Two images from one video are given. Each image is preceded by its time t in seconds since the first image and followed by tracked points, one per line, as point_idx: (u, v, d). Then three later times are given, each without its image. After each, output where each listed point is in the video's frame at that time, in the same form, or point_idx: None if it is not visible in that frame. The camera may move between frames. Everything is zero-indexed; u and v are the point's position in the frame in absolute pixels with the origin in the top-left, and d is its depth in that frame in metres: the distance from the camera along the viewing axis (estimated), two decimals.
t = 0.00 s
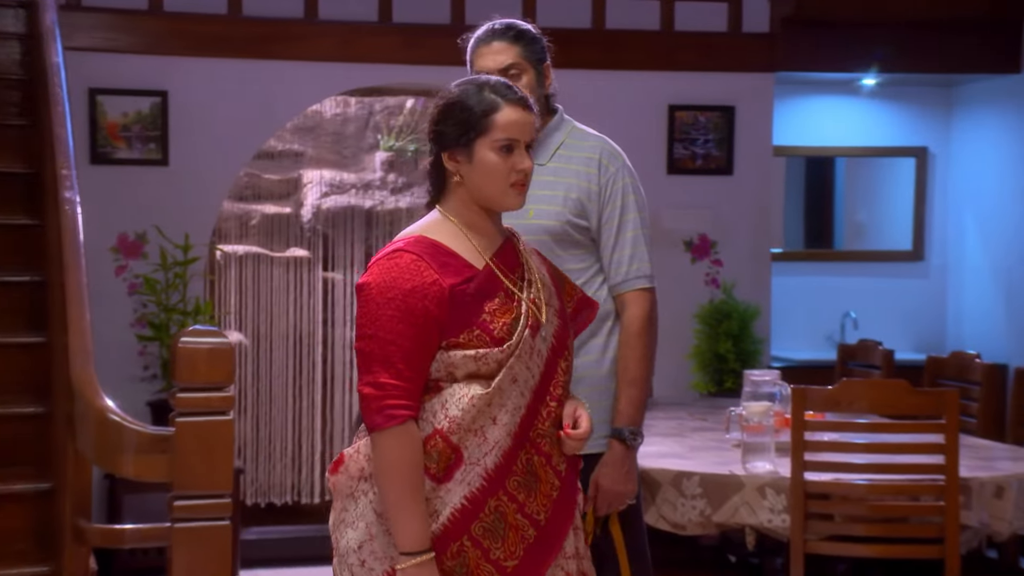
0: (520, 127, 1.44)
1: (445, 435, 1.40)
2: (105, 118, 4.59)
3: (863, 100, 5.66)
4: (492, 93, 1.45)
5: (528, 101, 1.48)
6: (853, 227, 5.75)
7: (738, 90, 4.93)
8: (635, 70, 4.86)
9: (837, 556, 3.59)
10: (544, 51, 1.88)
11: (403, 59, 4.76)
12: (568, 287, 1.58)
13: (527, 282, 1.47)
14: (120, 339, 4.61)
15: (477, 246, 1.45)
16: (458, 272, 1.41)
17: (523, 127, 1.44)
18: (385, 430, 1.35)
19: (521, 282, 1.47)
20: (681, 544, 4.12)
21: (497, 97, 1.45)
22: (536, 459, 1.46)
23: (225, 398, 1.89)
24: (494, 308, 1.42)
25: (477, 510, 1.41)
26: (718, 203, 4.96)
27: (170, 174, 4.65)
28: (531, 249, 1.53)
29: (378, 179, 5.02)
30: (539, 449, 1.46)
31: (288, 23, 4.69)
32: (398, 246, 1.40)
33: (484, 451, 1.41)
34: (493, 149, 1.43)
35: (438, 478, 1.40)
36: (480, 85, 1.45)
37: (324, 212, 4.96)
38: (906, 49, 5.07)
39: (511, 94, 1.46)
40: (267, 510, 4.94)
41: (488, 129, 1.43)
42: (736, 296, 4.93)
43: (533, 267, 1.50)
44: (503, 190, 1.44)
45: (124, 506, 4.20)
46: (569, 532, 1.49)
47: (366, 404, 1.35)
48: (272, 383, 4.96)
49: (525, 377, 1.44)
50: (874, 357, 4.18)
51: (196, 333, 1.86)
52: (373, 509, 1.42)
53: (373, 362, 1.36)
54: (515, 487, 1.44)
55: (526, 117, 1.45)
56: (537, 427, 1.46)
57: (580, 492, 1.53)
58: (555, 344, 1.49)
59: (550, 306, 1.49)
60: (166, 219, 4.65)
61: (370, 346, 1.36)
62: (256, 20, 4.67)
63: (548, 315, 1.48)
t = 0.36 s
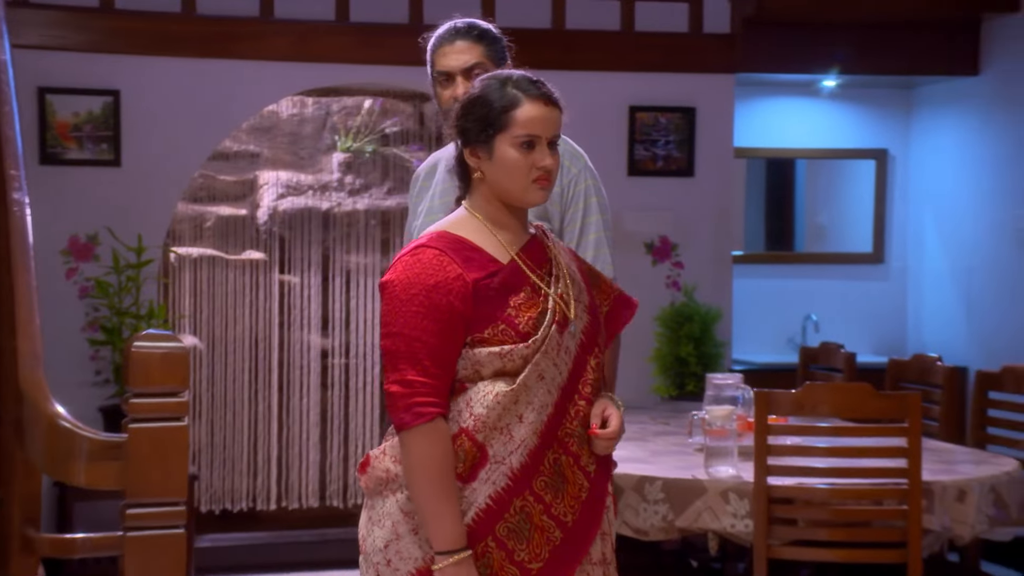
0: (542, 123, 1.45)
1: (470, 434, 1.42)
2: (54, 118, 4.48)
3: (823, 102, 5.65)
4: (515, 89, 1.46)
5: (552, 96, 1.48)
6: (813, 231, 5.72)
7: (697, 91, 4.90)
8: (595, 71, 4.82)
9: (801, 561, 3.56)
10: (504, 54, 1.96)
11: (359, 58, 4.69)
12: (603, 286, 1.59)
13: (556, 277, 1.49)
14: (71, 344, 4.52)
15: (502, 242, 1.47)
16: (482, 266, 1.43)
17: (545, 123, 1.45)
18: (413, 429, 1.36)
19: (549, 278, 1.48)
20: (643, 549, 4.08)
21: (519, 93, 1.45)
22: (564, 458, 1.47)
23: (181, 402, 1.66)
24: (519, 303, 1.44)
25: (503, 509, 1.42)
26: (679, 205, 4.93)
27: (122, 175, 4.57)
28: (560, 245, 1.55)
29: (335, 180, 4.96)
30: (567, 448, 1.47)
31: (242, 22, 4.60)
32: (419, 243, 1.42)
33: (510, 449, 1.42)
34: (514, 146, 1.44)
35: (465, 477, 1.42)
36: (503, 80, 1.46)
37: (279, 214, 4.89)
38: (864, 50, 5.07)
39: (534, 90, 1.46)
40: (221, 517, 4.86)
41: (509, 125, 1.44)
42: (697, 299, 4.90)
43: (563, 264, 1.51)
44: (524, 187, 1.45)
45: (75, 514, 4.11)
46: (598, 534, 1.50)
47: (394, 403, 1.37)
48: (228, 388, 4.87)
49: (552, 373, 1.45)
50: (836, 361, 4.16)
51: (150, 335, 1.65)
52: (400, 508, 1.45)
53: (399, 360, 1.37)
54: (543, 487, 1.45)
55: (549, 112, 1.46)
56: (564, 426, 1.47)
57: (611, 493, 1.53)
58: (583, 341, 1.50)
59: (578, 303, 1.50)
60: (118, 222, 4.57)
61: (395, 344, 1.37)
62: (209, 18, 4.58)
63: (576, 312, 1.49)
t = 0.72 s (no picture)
0: (567, 129, 1.43)
1: (483, 439, 1.40)
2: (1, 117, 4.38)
3: (782, 105, 5.64)
4: (540, 94, 1.44)
5: (577, 102, 1.47)
6: (772, 233, 5.71)
7: (656, 94, 4.87)
8: (553, 73, 4.78)
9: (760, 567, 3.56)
10: (461, 55, 1.99)
11: (314, 59, 4.62)
12: (623, 287, 1.56)
13: (571, 281, 1.46)
14: (16, 350, 4.41)
15: (518, 246, 1.45)
16: (496, 271, 1.41)
17: (570, 130, 1.43)
18: (423, 434, 1.36)
19: (565, 282, 1.45)
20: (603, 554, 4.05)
21: (543, 98, 1.43)
22: (579, 463, 1.44)
23: (136, 410, 1.47)
24: (532, 309, 1.41)
25: (519, 515, 1.40)
26: (639, 208, 4.90)
27: (71, 176, 4.47)
28: (579, 248, 1.52)
29: (290, 182, 4.88)
30: (582, 453, 1.44)
31: (194, 21, 4.52)
32: (434, 247, 1.42)
33: (524, 454, 1.40)
34: (538, 151, 1.42)
35: (478, 483, 1.41)
36: (529, 85, 1.44)
37: (233, 217, 4.80)
38: (823, 54, 5.06)
39: (558, 95, 1.44)
40: (173, 525, 4.78)
41: (533, 131, 1.42)
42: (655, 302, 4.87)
43: (580, 267, 1.48)
44: (546, 194, 1.44)
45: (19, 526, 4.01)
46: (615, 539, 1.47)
47: (405, 408, 1.37)
48: (182, 394, 4.79)
49: (567, 378, 1.42)
50: (795, 364, 4.15)
51: (101, 339, 1.46)
52: (417, 517, 1.44)
53: (411, 366, 1.37)
54: (558, 492, 1.42)
55: (573, 118, 1.44)
56: (579, 431, 1.44)
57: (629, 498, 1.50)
58: (599, 345, 1.47)
59: (595, 307, 1.47)
60: (67, 224, 4.47)
61: (406, 348, 1.37)
62: (160, 18, 4.49)
63: (593, 316, 1.46)
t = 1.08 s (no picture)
0: (569, 135, 1.46)
1: (472, 451, 1.42)
2: None
3: (739, 110, 5.64)
4: (543, 100, 1.47)
5: (580, 110, 1.50)
6: (727, 238, 5.70)
7: (612, 98, 4.84)
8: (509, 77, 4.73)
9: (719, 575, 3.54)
10: (415, 59, 2.05)
11: (267, 62, 4.55)
12: (620, 301, 1.59)
13: (567, 293, 1.48)
14: None
15: (514, 255, 1.47)
16: (490, 283, 1.43)
17: (572, 136, 1.46)
18: (410, 444, 1.38)
19: (560, 295, 1.47)
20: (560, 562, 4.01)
21: (547, 103, 1.47)
22: (573, 477, 1.46)
23: (82, 418, 1.71)
24: (526, 321, 1.43)
25: (512, 529, 1.42)
26: (595, 213, 4.86)
27: (16, 180, 4.36)
28: (577, 259, 1.54)
29: (241, 187, 4.80)
30: (575, 468, 1.46)
31: (143, 23, 4.43)
32: (428, 254, 1.44)
33: (516, 468, 1.42)
34: (539, 156, 1.45)
35: (469, 495, 1.43)
36: (533, 90, 1.48)
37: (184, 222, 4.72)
38: (779, 59, 5.05)
39: (561, 101, 1.48)
40: (121, 535, 4.71)
41: (536, 136, 1.45)
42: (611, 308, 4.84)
43: (575, 278, 1.50)
44: (547, 199, 1.46)
45: None
46: (608, 552, 1.49)
47: (394, 416, 1.39)
48: (131, 402, 4.70)
49: (561, 391, 1.44)
50: (752, 370, 4.13)
51: (49, 348, 1.69)
52: (407, 532, 1.46)
53: (402, 374, 1.39)
54: (552, 506, 1.44)
55: (575, 124, 1.47)
56: (573, 446, 1.46)
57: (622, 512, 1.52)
58: (595, 359, 1.49)
59: (591, 320, 1.49)
60: (11, 229, 4.36)
61: (397, 355, 1.40)
62: (108, 19, 4.40)
63: (588, 329, 1.48)
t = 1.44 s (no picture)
0: (566, 133, 1.41)
1: (478, 465, 1.38)
2: None
3: (700, 112, 5.62)
4: (538, 97, 1.42)
5: (576, 106, 1.44)
6: (687, 241, 5.64)
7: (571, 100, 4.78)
8: (466, 78, 4.67)
9: None
10: (370, 59, 2.01)
11: (219, 62, 4.45)
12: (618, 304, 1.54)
13: (570, 299, 1.44)
14: None
15: (513, 260, 1.42)
16: (493, 289, 1.38)
17: (569, 134, 1.41)
18: (414, 460, 1.33)
19: (565, 301, 1.43)
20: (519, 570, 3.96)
21: (541, 101, 1.41)
22: (579, 490, 1.42)
23: (27, 425, 1.68)
24: (532, 329, 1.39)
25: (515, 545, 1.38)
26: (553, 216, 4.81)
27: None
28: (577, 264, 1.50)
29: (194, 189, 4.71)
30: (582, 481, 1.42)
31: (93, 21, 4.33)
32: (428, 262, 1.39)
33: (521, 481, 1.38)
34: (537, 156, 1.40)
35: (474, 510, 1.39)
36: (526, 88, 1.42)
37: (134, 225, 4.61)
38: (738, 61, 5.02)
39: (557, 98, 1.42)
40: (69, 545, 4.61)
41: (532, 135, 1.40)
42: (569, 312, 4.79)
43: (578, 283, 1.46)
44: (546, 200, 1.41)
45: None
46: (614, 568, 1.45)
47: (396, 433, 1.34)
48: (79, 409, 4.58)
49: (566, 402, 1.40)
50: (714, 375, 4.09)
51: None
52: (409, 545, 1.41)
53: (402, 388, 1.35)
54: (557, 521, 1.40)
55: (572, 122, 1.42)
56: (579, 457, 1.42)
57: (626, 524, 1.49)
58: (600, 365, 1.45)
59: (594, 325, 1.45)
60: None
61: (397, 368, 1.35)
62: (56, 16, 4.28)
63: (592, 336, 1.44)
